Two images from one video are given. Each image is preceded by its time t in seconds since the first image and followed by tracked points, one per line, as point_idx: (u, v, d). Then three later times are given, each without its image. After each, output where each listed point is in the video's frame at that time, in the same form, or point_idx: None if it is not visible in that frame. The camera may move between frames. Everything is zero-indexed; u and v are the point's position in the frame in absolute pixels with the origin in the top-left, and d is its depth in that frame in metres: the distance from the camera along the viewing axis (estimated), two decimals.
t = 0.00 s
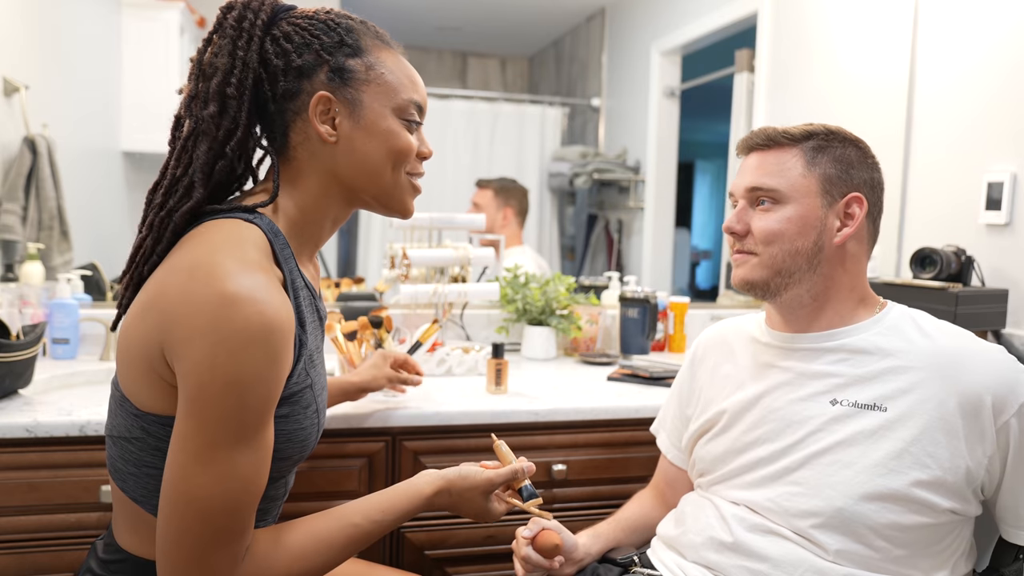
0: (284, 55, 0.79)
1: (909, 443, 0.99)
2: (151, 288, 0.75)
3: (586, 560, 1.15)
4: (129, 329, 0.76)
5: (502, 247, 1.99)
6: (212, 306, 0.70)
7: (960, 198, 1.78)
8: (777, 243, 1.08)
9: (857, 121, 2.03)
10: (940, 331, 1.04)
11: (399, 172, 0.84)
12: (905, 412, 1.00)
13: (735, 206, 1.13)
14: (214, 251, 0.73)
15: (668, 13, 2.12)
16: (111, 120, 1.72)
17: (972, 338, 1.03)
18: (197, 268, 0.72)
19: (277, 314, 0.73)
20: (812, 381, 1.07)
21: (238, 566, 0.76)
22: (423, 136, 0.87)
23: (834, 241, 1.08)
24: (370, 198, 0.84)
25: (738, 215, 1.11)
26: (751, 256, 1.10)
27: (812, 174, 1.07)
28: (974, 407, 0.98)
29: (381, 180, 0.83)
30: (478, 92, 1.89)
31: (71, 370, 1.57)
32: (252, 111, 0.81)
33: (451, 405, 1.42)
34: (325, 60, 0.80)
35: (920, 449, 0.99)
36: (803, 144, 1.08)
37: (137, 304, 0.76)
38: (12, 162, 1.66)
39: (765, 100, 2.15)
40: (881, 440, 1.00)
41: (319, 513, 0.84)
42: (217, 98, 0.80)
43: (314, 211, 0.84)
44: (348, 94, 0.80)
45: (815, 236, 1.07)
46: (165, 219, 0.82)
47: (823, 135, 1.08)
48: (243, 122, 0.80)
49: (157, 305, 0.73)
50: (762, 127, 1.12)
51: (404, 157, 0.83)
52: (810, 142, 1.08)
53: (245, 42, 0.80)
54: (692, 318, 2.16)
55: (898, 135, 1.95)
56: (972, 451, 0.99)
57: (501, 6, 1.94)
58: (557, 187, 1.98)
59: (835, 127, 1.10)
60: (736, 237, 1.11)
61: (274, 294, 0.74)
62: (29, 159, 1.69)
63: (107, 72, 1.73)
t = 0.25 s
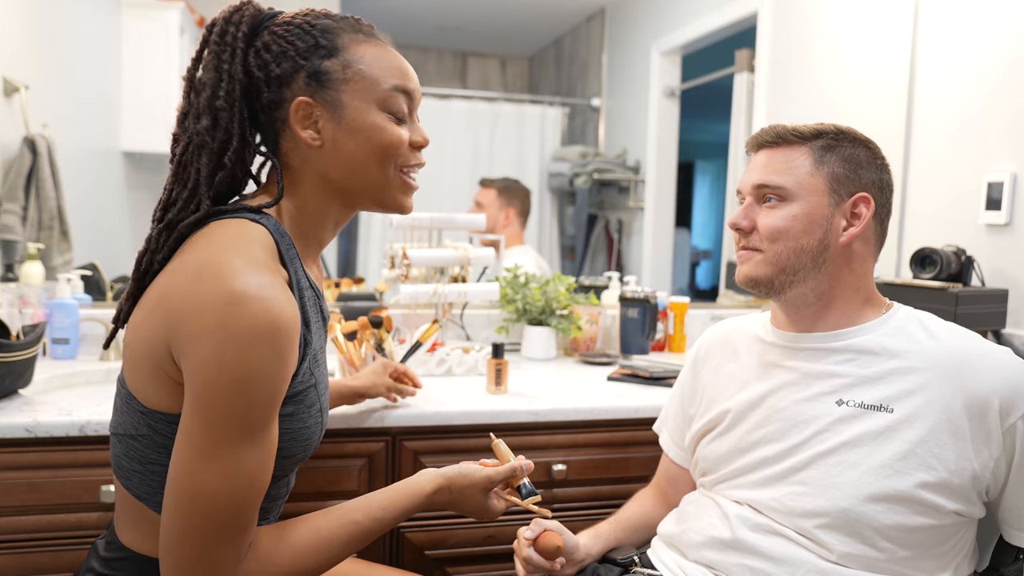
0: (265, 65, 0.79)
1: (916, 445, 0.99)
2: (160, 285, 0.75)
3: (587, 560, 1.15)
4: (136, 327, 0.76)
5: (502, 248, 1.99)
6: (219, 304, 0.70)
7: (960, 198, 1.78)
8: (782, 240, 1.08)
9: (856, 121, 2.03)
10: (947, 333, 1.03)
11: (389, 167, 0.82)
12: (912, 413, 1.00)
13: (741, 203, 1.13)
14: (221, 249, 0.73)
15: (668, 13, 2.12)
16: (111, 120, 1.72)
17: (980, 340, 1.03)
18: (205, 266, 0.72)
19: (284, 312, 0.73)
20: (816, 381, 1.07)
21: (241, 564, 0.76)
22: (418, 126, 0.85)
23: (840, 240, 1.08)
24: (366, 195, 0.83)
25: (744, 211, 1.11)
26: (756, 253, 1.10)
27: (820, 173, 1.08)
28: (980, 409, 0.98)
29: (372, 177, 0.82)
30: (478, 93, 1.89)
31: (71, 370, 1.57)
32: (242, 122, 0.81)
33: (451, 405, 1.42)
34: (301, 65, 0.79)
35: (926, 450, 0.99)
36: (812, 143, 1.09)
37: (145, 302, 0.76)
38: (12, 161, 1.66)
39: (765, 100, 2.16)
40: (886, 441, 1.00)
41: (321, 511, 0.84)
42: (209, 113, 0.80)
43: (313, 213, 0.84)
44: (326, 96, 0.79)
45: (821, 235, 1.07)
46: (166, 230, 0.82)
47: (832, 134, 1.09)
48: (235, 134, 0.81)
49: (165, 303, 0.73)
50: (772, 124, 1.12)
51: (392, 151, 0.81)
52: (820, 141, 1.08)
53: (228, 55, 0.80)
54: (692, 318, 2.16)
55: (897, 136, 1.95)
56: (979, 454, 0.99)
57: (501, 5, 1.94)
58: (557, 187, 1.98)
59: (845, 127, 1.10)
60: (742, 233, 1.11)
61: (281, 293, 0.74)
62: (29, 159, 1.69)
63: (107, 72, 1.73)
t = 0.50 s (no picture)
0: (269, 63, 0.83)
1: (917, 447, 0.99)
2: (155, 288, 0.75)
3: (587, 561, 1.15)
4: (134, 328, 0.76)
5: (502, 248, 1.99)
6: (212, 307, 0.70)
7: (960, 197, 1.78)
8: (785, 239, 1.08)
9: (856, 121, 2.03)
10: (949, 334, 1.03)
11: (376, 147, 0.80)
12: (913, 414, 1.00)
13: (744, 201, 1.13)
14: (217, 251, 0.73)
15: (668, 13, 2.12)
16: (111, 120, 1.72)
17: (981, 342, 1.02)
18: (199, 268, 0.72)
19: (278, 316, 0.72)
20: (816, 382, 1.07)
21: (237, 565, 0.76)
22: (416, 114, 0.83)
23: (842, 240, 1.08)
24: (355, 182, 0.80)
25: (747, 209, 1.10)
26: (759, 252, 1.10)
27: (824, 172, 1.08)
28: (981, 412, 0.98)
29: (359, 159, 0.79)
30: (478, 93, 1.89)
31: (72, 370, 1.57)
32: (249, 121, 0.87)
33: (451, 405, 1.42)
34: (297, 56, 0.81)
35: (927, 452, 0.99)
36: (817, 142, 1.09)
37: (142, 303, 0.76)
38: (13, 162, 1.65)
39: (765, 100, 2.16)
40: (887, 442, 1.00)
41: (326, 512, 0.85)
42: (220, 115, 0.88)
43: (313, 209, 0.83)
44: (317, 80, 0.79)
45: (824, 234, 1.07)
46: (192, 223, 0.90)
47: (838, 134, 1.09)
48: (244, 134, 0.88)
49: (160, 304, 0.73)
50: (777, 123, 1.12)
51: (379, 131, 0.79)
52: (825, 140, 1.08)
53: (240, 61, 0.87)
54: (692, 318, 2.16)
55: (898, 135, 1.94)
56: (981, 456, 0.99)
57: (501, 6, 1.94)
58: (557, 187, 1.98)
59: (850, 127, 1.10)
60: (745, 231, 1.11)
61: (275, 296, 0.74)
62: (29, 159, 1.69)
63: (108, 72, 1.73)
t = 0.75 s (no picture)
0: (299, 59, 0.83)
1: (916, 447, 0.99)
2: (158, 282, 0.75)
3: (587, 561, 1.15)
4: (135, 325, 0.77)
5: (502, 248, 1.99)
6: (210, 304, 0.70)
7: (960, 197, 1.78)
8: (784, 239, 1.08)
9: (856, 121, 2.03)
10: (948, 335, 1.03)
11: (374, 165, 0.77)
12: (912, 415, 1.00)
13: (743, 201, 1.13)
14: (216, 248, 0.73)
15: (668, 13, 2.12)
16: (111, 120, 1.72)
17: (981, 342, 1.02)
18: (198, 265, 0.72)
19: (277, 314, 0.72)
20: (815, 382, 1.07)
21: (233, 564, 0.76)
22: (428, 136, 0.79)
23: (842, 241, 1.08)
24: (353, 195, 0.78)
25: (746, 209, 1.10)
26: (758, 252, 1.10)
27: (824, 172, 1.08)
28: (981, 412, 0.98)
29: (360, 173, 0.77)
30: (478, 92, 1.88)
31: (72, 369, 1.57)
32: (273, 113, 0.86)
33: (451, 405, 1.42)
34: (324, 57, 0.80)
35: (927, 452, 0.99)
36: (817, 142, 1.09)
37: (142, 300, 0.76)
38: (12, 162, 1.66)
39: (765, 100, 2.16)
40: (886, 442, 1.00)
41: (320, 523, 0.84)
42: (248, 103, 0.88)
43: (314, 210, 0.83)
44: (336, 86, 0.78)
45: (823, 235, 1.07)
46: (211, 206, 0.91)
47: (837, 135, 1.09)
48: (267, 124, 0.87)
49: (160, 301, 0.73)
50: (776, 123, 1.12)
51: (382, 148, 0.77)
52: (824, 141, 1.08)
53: (280, 50, 0.86)
54: (692, 318, 2.16)
55: (897, 135, 1.94)
56: (980, 456, 0.99)
57: (501, 6, 1.94)
58: (557, 187, 1.99)
59: (850, 127, 1.10)
60: (744, 231, 1.11)
61: (275, 294, 0.74)
62: (29, 158, 1.69)
63: (108, 72, 1.73)
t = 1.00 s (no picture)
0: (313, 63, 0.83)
1: (916, 447, 0.99)
2: (162, 290, 0.75)
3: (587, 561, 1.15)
4: (141, 331, 0.77)
5: (502, 248, 1.99)
6: (216, 316, 0.70)
7: (959, 197, 1.79)
8: (783, 240, 1.08)
9: (856, 121, 2.03)
10: (948, 335, 1.03)
11: (379, 173, 0.77)
12: (912, 415, 1.00)
13: (742, 201, 1.13)
14: (221, 259, 0.73)
15: (668, 13, 2.12)
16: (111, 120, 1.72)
17: (981, 342, 1.02)
18: (204, 276, 0.72)
19: (282, 325, 0.72)
20: (815, 382, 1.07)
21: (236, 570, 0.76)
22: (436, 146, 0.79)
23: (841, 241, 1.08)
24: (359, 203, 0.79)
25: (745, 210, 1.11)
26: (758, 254, 1.10)
27: (823, 173, 1.08)
28: (981, 412, 0.98)
29: (364, 182, 0.77)
30: (478, 92, 1.88)
31: (72, 369, 1.58)
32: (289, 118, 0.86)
33: (451, 405, 1.42)
34: (335, 63, 0.80)
35: (926, 452, 0.98)
36: (815, 142, 1.09)
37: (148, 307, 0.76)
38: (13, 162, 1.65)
39: (765, 100, 2.16)
40: (886, 442, 1.00)
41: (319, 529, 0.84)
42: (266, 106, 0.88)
43: (320, 216, 0.83)
44: (344, 93, 0.78)
45: (822, 235, 1.07)
46: (221, 210, 0.90)
47: (836, 134, 1.08)
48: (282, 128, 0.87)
49: (166, 310, 0.73)
50: (775, 123, 1.12)
51: (386, 157, 0.77)
52: (823, 141, 1.08)
53: (299, 55, 0.86)
54: (692, 318, 2.16)
55: (897, 135, 1.94)
56: (979, 456, 0.99)
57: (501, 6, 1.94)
58: (557, 187, 1.99)
59: (849, 127, 1.10)
60: (743, 232, 1.11)
61: (281, 305, 0.73)
62: (29, 158, 1.68)
63: (108, 72, 1.73)
